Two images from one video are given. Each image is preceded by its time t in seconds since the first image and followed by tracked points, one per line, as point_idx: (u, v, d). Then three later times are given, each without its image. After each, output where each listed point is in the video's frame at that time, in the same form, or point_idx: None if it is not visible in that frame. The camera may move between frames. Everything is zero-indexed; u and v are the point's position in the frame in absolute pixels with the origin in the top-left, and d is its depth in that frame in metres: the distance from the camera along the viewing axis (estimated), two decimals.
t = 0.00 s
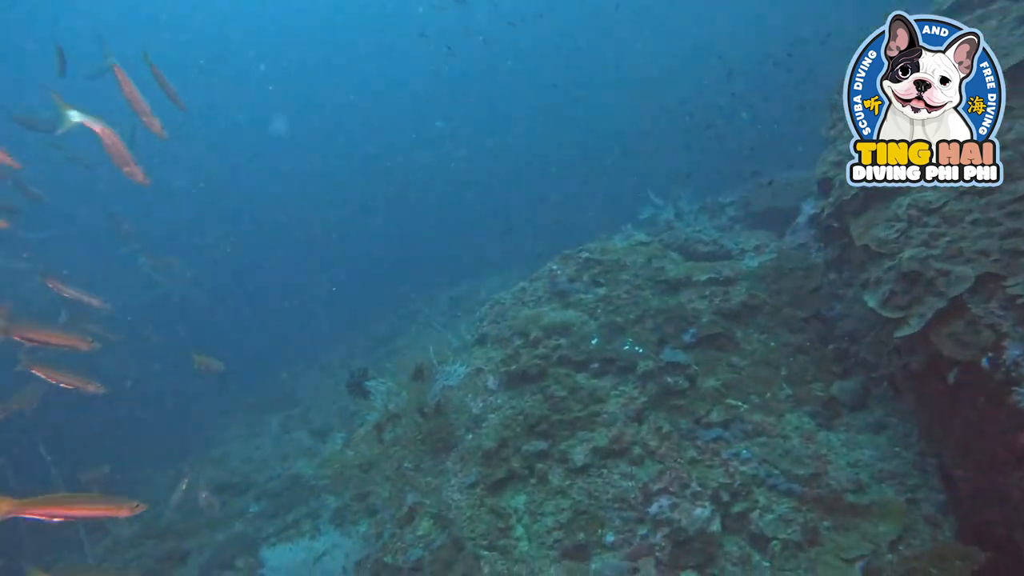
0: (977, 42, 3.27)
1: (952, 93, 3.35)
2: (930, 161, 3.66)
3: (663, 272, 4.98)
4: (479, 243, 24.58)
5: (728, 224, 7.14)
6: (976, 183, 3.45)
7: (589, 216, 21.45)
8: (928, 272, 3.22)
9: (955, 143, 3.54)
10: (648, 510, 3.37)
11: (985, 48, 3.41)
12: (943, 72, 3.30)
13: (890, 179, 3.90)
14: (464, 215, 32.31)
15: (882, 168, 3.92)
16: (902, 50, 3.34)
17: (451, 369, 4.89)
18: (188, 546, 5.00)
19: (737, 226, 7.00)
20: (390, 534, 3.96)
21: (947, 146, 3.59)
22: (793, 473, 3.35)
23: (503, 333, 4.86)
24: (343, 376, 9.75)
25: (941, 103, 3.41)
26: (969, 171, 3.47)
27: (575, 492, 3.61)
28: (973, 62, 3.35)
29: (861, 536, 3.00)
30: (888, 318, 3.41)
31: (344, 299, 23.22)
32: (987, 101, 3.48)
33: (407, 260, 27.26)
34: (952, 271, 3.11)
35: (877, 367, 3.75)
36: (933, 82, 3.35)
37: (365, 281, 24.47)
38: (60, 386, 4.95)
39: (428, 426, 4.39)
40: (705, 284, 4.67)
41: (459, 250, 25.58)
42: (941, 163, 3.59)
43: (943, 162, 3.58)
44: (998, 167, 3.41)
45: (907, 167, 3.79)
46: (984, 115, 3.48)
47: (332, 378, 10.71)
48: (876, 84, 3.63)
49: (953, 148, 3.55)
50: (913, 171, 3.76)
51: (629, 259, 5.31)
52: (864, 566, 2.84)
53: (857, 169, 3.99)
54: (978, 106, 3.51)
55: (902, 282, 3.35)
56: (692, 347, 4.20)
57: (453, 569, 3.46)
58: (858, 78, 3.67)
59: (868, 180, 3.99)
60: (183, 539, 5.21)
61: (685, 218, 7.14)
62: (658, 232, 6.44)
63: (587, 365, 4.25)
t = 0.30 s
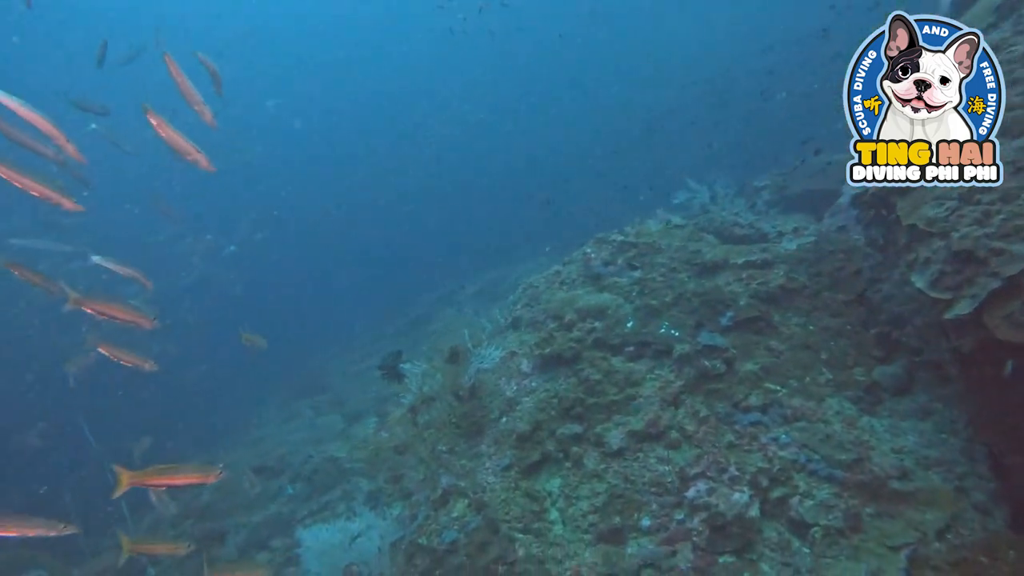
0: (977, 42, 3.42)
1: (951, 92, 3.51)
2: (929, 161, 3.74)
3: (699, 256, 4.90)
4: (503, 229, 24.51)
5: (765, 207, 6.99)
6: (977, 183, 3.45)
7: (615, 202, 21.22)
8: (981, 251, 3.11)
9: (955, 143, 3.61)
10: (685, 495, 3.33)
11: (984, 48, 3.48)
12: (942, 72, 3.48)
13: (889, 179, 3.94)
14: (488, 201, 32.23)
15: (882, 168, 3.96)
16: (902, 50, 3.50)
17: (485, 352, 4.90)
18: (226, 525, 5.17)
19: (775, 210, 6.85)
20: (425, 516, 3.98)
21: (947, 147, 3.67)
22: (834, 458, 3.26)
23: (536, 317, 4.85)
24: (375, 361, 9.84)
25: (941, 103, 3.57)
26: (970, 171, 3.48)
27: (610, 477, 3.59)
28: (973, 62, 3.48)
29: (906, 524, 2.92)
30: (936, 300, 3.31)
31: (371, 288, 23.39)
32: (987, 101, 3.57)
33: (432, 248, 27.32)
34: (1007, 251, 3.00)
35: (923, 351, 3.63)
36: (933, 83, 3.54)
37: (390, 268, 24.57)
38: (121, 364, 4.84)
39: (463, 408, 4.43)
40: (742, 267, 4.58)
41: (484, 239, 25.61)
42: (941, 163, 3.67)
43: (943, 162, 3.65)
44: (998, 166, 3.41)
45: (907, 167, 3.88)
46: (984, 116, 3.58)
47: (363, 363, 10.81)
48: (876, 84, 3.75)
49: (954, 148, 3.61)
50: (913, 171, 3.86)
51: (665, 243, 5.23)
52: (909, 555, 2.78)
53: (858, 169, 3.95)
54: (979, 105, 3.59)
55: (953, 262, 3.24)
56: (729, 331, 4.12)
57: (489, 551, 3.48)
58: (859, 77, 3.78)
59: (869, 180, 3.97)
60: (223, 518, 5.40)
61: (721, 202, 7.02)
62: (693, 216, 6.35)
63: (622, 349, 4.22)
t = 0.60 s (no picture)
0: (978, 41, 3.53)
1: (951, 93, 3.65)
2: (929, 161, 3.93)
3: (740, 241, 4.83)
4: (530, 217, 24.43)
5: (808, 192, 6.84)
6: (974, 183, 3.71)
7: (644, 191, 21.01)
8: None
9: (955, 143, 3.83)
10: (724, 480, 3.28)
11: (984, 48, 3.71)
12: (942, 72, 3.60)
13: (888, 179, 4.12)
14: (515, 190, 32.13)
15: (882, 168, 4.15)
16: (902, 50, 3.62)
17: (523, 335, 4.98)
18: (265, 503, 5.46)
19: (819, 195, 6.70)
20: (460, 497, 4.00)
21: (947, 146, 3.88)
22: (880, 447, 3.19)
23: (574, 301, 4.93)
24: (409, 345, 9.95)
25: (940, 104, 3.71)
26: (969, 170, 3.72)
27: (647, 461, 3.57)
28: (974, 61, 3.60)
29: (957, 516, 2.82)
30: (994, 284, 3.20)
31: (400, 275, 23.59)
32: (986, 102, 3.79)
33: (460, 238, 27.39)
34: None
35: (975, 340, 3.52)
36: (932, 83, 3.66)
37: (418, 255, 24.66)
38: (177, 336, 5.40)
39: (501, 390, 4.47)
40: (784, 252, 4.49)
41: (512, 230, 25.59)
42: (940, 163, 3.86)
43: (942, 162, 3.85)
44: (997, 167, 3.64)
45: (907, 167, 4.06)
46: (984, 116, 3.79)
47: (396, 347, 10.93)
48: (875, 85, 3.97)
49: (953, 148, 3.83)
50: (913, 170, 4.03)
51: (705, 227, 5.19)
52: (959, 547, 2.67)
53: (858, 169, 4.12)
54: (978, 107, 3.82)
55: (1012, 245, 3.13)
56: (771, 317, 4.04)
57: (525, 533, 3.49)
58: (858, 78, 3.96)
59: (869, 179, 4.11)
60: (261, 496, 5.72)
61: (762, 188, 6.90)
62: (733, 201, 6.27)
63: (661, 333, 4.20)
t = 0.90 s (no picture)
0: (976, 42, 3.81)
1: (951, 92, 3.92)
2: (929, 161, 4.33)
3: (782, 231, 4.81)
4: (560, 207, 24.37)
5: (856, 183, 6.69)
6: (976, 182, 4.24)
7: (677, 186, 20.81)
8: None
9: (954, 143, 4.22)
10: (766, 472, 3.22)
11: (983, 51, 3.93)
12: (942, 72, 3.88)
13: (888, 178, 4.47)
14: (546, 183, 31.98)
15: (883, 167, 4.52)
16: (902, 50, 3.89)
17: (562, 323, 5.04)
18: (302, 488, 5.66)
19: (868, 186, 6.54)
20: (496, 484, 4.03)
21: (946, 146, 4.27)
22: (929, 441, 3.08)
23: (613, 289, 5.01)
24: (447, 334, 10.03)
25: (940, 104, 4.00)
26: (969, 170, 4.21)
27: (687, 452, 3.53)
28: (974, 62, 3.88)
29: (1014, 514, 2.70)
30: None
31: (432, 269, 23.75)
32: (986, 102, 4.11)
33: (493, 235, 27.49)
34: None
35: None
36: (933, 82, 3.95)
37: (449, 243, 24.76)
38: (233, 316, 5.61)
39: (538, 378, 4.52)
40: (828, 242, 4.42)
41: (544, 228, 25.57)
42: (941, 163, 4.29)
43: (942, 162, 4.27)
44: (997, 167, 4.09)
45: (907, 167, 4.43)
46: (983, 116, 4.12)
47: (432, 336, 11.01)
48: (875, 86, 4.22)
49: (953, 148, 4.24)
50: (913, 170, 4.41)
51: (747, 216, 5.19)
52: (1017, 547, 2.53)
53: (860, 168, 4.52)
54: (977, 106, 4.14)
55: None
56: (816, 307, 3.96)
57: (561, 520, 3.48)
58: (859, 78, 4.24)
59: (870, 178, 4.50)
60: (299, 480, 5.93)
61: (806, 178, 6.80)
62: (775, 190, 6.21)
63: (702, 323, 4.17)
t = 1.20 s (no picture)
0: (976, 43, 3.97)
1: (950, 92, 4.11)
2: (929, 161, 4.56)
3: (832, 224, 4.73)
4: (594, 205, 24.26)
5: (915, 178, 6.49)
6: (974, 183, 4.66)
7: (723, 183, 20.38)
8: None
9: (955, 143, 4.50)
10: (813, 468, 3.16)
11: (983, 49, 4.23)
12: (941, 72, 4.08)
13: (888, 178, 4.73)
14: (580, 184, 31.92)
15: (882, 168, 4.74)
16: (902, 50, 4.09)
17: (605, 315, 5.02)
18: (341, 476, 5.76)
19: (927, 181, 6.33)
20: (536, 475, 4.05)
21: (946, 147, 4.53)
22: (987, 442, 2.97)
23: (656, 283, 4.95)
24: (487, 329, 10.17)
25: (940, 104, 4.21)
26: (970, 171, 4.52)
27: (731, 446, 3.48)
28: (975, 61, 4.02)
29: None
30: None
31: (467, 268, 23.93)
32: (986, 103, 4.36)
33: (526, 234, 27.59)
34: None
35: None
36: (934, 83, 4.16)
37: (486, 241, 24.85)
38: (289, 298, 6.64)
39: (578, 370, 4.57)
40: (880, 237, 4.32)
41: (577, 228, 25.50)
42: (941, 163, 4.52)
43: (942, 162, 4.51)
44: (995, 166, 4.45)
45: (907, 167, 4.67)
46: (984, 116, 4.37)
47: (471, 330, 11.14)
48: (874, 87, 4.48)
49: (953, 148, 4.51)
50: (913, 170, 4.65)
51: (795, 210, 5.13)
52: None
53: (860, 168, 4.76)
54: (978, 107, 4.40)
55: None
56: (867, 303, 3.88)
57: (602, 512, 3.46)
58: (859, 79, 4.49)
59: (870, 178, 4.74)
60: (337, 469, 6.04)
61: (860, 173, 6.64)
62: (826, 185, 6.10)
63: (747, 316, 4.12)
